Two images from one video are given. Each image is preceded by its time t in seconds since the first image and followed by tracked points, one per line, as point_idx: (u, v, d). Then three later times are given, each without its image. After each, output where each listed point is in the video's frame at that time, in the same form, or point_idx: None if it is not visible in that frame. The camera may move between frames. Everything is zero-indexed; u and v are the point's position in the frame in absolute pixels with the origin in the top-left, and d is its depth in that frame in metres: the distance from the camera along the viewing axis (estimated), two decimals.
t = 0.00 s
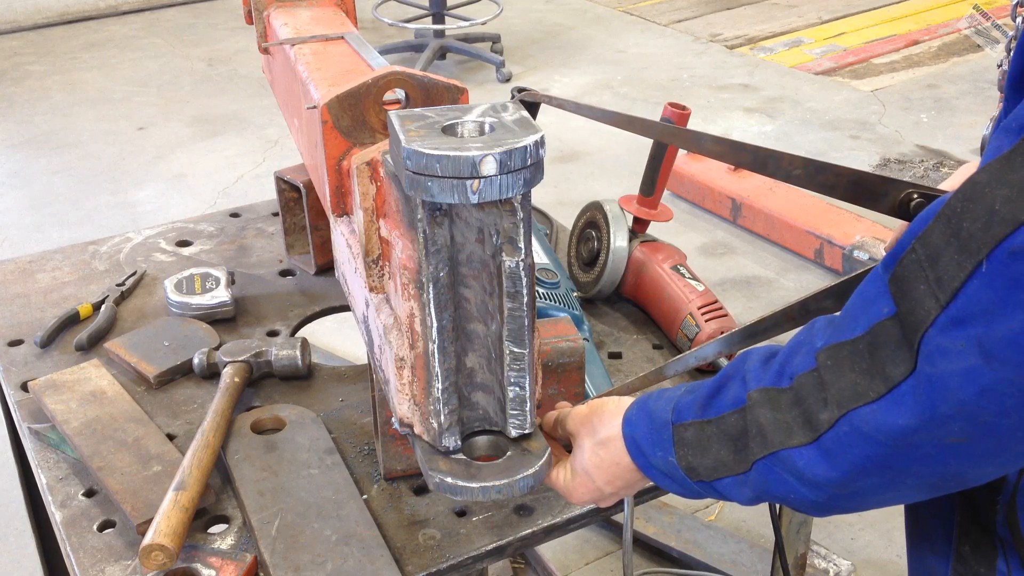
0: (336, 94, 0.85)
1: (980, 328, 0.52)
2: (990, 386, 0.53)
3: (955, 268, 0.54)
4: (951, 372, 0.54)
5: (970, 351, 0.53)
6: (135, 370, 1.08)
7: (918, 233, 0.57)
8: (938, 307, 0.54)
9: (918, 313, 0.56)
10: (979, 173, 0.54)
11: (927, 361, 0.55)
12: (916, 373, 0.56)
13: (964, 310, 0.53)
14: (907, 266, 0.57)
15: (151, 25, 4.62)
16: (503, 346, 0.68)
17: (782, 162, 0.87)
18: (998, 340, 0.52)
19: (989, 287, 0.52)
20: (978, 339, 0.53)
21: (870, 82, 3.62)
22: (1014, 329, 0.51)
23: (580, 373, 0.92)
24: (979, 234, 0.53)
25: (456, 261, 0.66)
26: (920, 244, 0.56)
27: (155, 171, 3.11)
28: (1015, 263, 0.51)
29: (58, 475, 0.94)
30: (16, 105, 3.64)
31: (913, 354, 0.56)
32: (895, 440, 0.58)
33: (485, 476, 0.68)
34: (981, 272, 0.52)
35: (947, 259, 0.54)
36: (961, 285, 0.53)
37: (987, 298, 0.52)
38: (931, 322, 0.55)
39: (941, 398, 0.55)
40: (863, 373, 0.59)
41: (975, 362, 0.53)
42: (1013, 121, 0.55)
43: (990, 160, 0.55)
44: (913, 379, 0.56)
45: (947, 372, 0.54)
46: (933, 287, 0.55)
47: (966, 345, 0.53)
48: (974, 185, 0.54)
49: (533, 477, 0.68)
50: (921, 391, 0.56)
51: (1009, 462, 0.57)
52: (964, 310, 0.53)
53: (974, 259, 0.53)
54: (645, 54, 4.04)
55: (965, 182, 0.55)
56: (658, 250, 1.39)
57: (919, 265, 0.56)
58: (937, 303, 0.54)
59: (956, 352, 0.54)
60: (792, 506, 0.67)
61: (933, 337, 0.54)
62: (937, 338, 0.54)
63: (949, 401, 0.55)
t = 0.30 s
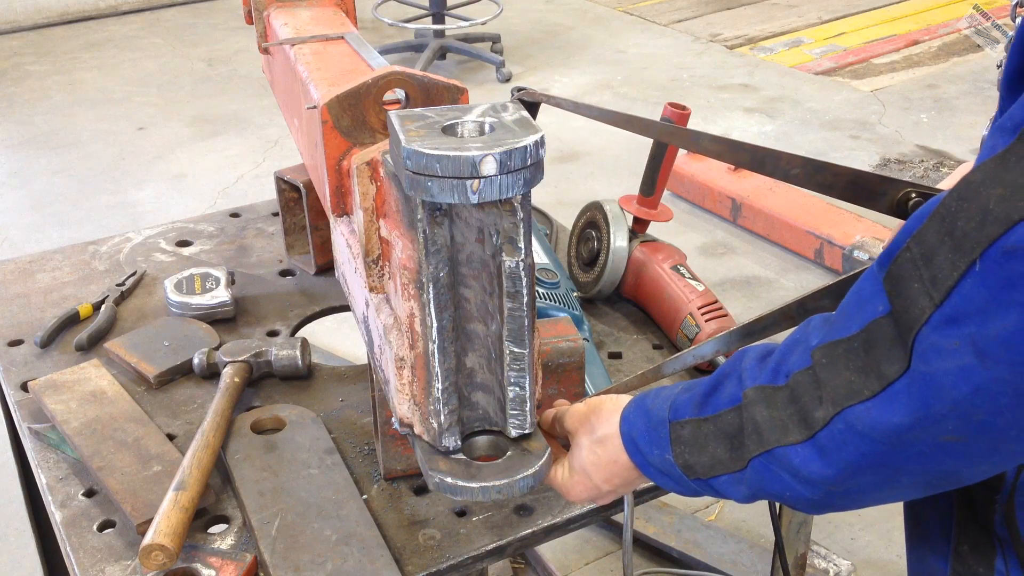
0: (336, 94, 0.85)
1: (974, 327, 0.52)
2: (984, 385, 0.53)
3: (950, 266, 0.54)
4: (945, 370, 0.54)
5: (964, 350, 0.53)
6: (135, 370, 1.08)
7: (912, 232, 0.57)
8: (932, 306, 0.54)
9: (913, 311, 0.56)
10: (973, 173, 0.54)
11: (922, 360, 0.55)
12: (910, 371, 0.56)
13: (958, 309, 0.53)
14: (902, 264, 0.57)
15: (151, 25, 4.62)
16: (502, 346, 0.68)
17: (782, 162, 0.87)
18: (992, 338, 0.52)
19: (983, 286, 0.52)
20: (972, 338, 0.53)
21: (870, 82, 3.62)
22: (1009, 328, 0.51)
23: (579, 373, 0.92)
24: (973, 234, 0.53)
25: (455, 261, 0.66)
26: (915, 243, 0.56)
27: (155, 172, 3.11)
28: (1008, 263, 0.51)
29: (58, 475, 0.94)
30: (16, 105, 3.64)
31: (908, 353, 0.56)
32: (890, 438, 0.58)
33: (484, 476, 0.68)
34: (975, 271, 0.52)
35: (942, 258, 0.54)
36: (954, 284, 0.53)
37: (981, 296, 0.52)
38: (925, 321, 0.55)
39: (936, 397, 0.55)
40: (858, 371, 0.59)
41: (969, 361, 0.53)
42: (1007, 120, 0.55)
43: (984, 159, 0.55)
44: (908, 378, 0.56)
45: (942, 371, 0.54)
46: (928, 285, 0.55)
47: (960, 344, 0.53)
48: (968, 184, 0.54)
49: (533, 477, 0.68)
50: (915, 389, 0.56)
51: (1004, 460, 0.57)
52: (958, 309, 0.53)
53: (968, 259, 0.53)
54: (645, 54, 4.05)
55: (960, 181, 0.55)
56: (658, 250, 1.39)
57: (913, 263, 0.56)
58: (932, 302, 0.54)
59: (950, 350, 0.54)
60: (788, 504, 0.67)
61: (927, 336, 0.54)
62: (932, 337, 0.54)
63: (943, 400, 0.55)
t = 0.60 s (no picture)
0: (336, 94, 0.85)
1: (972, 327, 0.53)
2: (983, 384, 0.53)
3: (947, 267, 0.54)
4: (944, 370, 0.54)
5: (963, 349, 0.53)
6: (135, 370, 1.08)
7: (911, 232, 0.57)
8: (931, 306, 0.54)
9: (911, 311, 0.56)
10: (971, 173, 0.54)
11: (920, 359, 0.55)
12: (908, 371, 0.56)
13: (957, 308, 0.53)
14: (901, 265, 0.57)
15: (150, 25, 4.62)
16: (502, 346, 0.68)
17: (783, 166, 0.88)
18: (990, 338, 0.52)
19: (982, 286, 0.52)
20: (971, 338, 0.53)
21: (870, 82, 3.62)
22: (1007, 328, 0.51)
23: (580, 373, 0.92)
24: (972, 233, 0.53)
25: (456, 261, 0.66)
26: (914, 243, 0.56)
27: (155, 171, 3.11)
28: (1006, 263, 0.51)
29: (58, 475, 0.94)
30: (16, 105, 3.64)
31: (907, 352, 0.56)
32: (889, 438, 0.58)
33: (484, 476, 0.68)
34: (974, 271, 0.52)
35: (940, 258, 0.54)
36: (952, 284, 0.53)
37: (979, 297, 0.52)
38: (924, 320, 0.55)
39: (934, 396, 0.55)
40: (857, 371, 0.59)
41: (968, 361, 0.53)
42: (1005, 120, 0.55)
43: (982, 159, 0.55)
44: (906, 377, 0.56)
45: (940, 371, 0.54)
46: (926, 285, 0.55)
47: (959, 344, 0.53)
48: (966, 184, 0.54)
49: (533, 477, 0.68)
50: (914, 389, 0.56)
51: (1002, 460, 0.57)
52: (957, 309, 0.53)
53: (966, 258, 0.53)
54: (645, 54, 4.05)
55: (958, 181, 0.55)
56: (658, 250, 1.39)
57: (911, 264, 0.56)
58: (930, 301, 0.54)
59: (948, 350, 0.54)
60: (787, 505, 0.67)
61: (926, 335, 0.54)
62: (930, 336, 0.54)
63: (942, 400, 0.55)
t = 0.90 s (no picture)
0: (336, 94, 0.85)
1: (971, 326, 0.52)
2: (982, 383, 0.53)
3: (946, 266, 0.54)
4: (943, 369, 0.54)
5: (963, 348, 0.53)
6: (135, 370, 1.08)
7: (909, 231, 0.57)
8: (930, 305, 0.54)
9: (910, 310, 0.56)
10: (969, 172, 0.54)
11: (920, 358, 0.55)
12: (908, 370, 0.56)
13: (956, 307, 0.53)
14: (900, 265, 0.57)
15: (150, 25, 4.62)
16: (503, 346, 0.68)
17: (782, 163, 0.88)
18: (989, 337, 0.52)
19: (981, 284, 0.52)
20: (971, 336, 0.52)
21: (870, 82, 3.62)
22: (1005, 326, 0.51)
23: (580, 373, 0.92)
24: (970, 232, 0.53)
25: (456, 261, 0.66)
26: (913, 243, 0.56)
27: (155, 171, 3.11)
28: (1004, 262, 0.51)
29: (58, 475, 0.94)
30: (16, 105, 3.64)
31: (905, 351, 0.56)
32: (888, 437, 0.58)
33: (485, 476, 0.68)
34: (972, 270, 0.52)
35: (938, 257, 0.54)
36: (951, 283, 0.53)
37: (978, 295, 0.52)
38: (923, 320, 0.55)
39: (933, 395, 0.55)
40: (856, 371, 0.59)
41: (967, 360, 0.53)
42: (1003, 119, 0.55)
43: (981, 158, 0.55)
44: (906, 377, 0.56)
45: (939, 370, 0.54)
46: (925, 284, 0.55)
47: (958, 343, 0.53)
48: (964, 183, 0.54)
49: (533, 477, 0.68)
50: (913, 388, 0.56)
51: (1001, 459, 0.57)
52: (956, 308, 0.53)
53: (965, 257, 0.53)
54: (645, 54, 4.05)
55: (957, 180, 0.55)
56: (658, 250, 1.39)
57: (910, 263, 0.56)
58: (929, 300, 0.54)
59: (947, 349, 0.54)
60: (787, 504, 0.67)
61: (925, 334, 0.54)
62: (929, 335, 0.54)
63: (942, 399, 0.55)
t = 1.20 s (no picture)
0: (336, 94, 0.85)
1: (975, 328, 0.52)
2: (985, 384, 0.53)
3: (949, 267, 0.54)
4: (947, 372, 0.54)
5: (965, 351, 0.53)
6: (135, 370, 1.08)
7: (911, 235, 0.57)
8: (933, 308, 0.54)
9: (913, 312, 0.55)
10: (970, 174, 0.54)
11: (923, 361, 0.55)
12: (912, 373, 0.56)
13: (958, 309, 0.53)
14: (902, 267, 0.57)
15: (150, 24, 4.62)
16: (502, 346, 0.68)
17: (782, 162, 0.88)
18: (993, 339, 0.52)
19: (984, 286, 0.52)
20: (974, 339, 0.52)
21: (870, 82, 3.61)
22: (1009, 328, 0.51)
23: (580, 373, 0.92)
24: (972, 234, 0.53)
25: (456, 261, 0.66)
26: (914, 245, 0.56)
27: (155, 171, 3.11)
28: (1006, 264, 0.51)
29: (58, 475, 0.94)
30: (16, 105, 3.64)
31: (909, 354, 0.56)
32: (893, 440, 0.58)
33: (484, 476, 0.68)
34: (974, 272, 0.52)
35: (941, 259, 0.54)
36: (954, 286, 0.53)
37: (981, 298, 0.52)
38: (926, 323, 0.54)
39: (938, 398, 0.55)
40: (859, 374, 0.59)
41: (969, 361, 0.53)
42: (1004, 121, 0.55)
43: (982, 160, 0.55)
44: (910, 380, 0.56)
45: (943, 373, 0.54)
46: (927, 287, 0.55)
47: (961, 345, 0.53)
48: (966, 185, 0.54)
49: (533, 478, 0.68)
50: (917, 391, 0.56)
51: (1004, 459, 0.57)
52: (958, 309, 0.53)
53: (967, 260, 0.53)
54: (645, 54, 4.05)
55: (957, 183, 0.55)
56: (658, 250, 1.39)
57: (913, 265, 0.56)
58: (932, 303, 0.54)
59: (949, 352, 0.54)
60: (791, 506, 0.67)
61: (929, 336, 0.54)
62: (933, 338, 0.54)
63: (945, 401, 0.55)
